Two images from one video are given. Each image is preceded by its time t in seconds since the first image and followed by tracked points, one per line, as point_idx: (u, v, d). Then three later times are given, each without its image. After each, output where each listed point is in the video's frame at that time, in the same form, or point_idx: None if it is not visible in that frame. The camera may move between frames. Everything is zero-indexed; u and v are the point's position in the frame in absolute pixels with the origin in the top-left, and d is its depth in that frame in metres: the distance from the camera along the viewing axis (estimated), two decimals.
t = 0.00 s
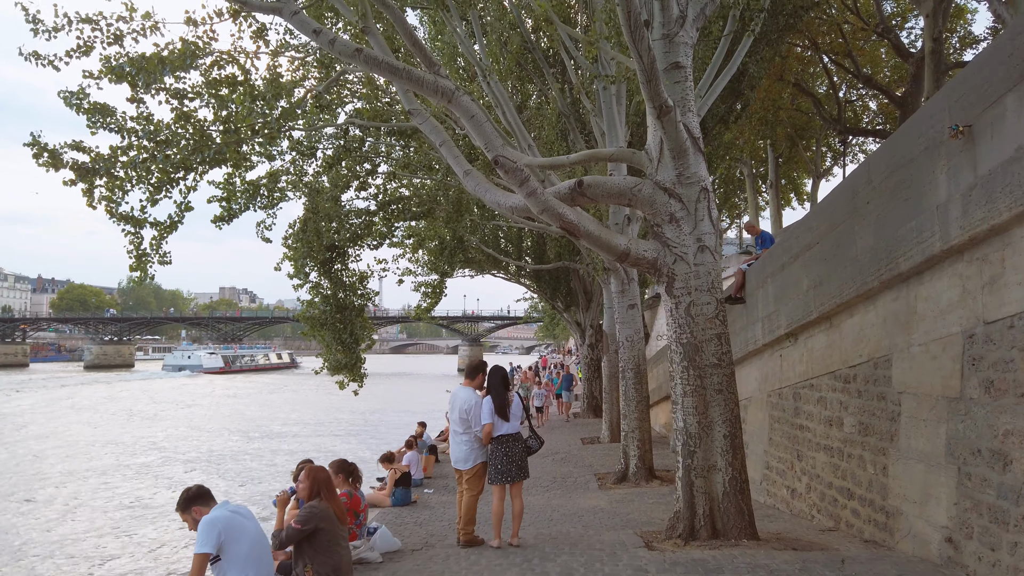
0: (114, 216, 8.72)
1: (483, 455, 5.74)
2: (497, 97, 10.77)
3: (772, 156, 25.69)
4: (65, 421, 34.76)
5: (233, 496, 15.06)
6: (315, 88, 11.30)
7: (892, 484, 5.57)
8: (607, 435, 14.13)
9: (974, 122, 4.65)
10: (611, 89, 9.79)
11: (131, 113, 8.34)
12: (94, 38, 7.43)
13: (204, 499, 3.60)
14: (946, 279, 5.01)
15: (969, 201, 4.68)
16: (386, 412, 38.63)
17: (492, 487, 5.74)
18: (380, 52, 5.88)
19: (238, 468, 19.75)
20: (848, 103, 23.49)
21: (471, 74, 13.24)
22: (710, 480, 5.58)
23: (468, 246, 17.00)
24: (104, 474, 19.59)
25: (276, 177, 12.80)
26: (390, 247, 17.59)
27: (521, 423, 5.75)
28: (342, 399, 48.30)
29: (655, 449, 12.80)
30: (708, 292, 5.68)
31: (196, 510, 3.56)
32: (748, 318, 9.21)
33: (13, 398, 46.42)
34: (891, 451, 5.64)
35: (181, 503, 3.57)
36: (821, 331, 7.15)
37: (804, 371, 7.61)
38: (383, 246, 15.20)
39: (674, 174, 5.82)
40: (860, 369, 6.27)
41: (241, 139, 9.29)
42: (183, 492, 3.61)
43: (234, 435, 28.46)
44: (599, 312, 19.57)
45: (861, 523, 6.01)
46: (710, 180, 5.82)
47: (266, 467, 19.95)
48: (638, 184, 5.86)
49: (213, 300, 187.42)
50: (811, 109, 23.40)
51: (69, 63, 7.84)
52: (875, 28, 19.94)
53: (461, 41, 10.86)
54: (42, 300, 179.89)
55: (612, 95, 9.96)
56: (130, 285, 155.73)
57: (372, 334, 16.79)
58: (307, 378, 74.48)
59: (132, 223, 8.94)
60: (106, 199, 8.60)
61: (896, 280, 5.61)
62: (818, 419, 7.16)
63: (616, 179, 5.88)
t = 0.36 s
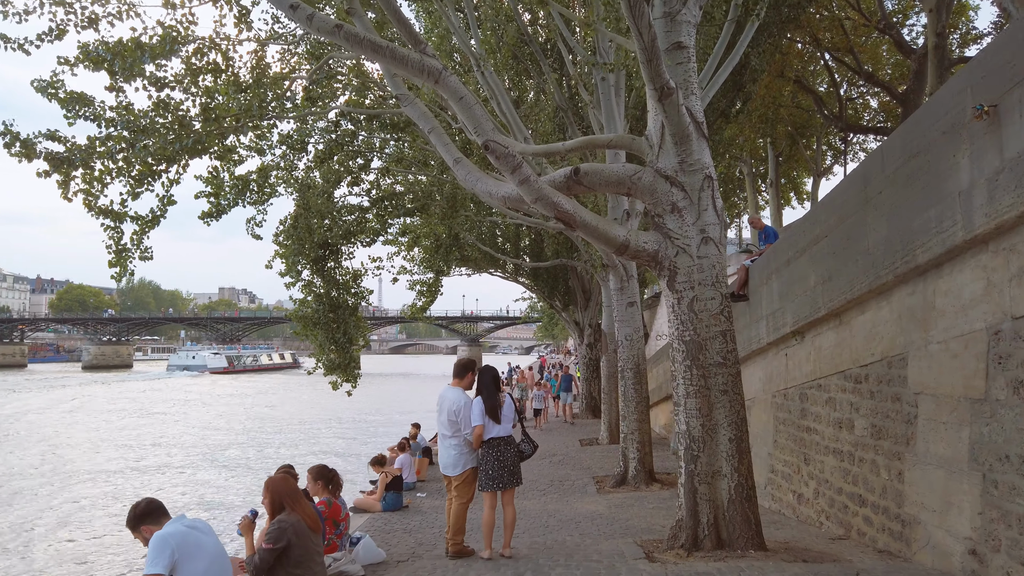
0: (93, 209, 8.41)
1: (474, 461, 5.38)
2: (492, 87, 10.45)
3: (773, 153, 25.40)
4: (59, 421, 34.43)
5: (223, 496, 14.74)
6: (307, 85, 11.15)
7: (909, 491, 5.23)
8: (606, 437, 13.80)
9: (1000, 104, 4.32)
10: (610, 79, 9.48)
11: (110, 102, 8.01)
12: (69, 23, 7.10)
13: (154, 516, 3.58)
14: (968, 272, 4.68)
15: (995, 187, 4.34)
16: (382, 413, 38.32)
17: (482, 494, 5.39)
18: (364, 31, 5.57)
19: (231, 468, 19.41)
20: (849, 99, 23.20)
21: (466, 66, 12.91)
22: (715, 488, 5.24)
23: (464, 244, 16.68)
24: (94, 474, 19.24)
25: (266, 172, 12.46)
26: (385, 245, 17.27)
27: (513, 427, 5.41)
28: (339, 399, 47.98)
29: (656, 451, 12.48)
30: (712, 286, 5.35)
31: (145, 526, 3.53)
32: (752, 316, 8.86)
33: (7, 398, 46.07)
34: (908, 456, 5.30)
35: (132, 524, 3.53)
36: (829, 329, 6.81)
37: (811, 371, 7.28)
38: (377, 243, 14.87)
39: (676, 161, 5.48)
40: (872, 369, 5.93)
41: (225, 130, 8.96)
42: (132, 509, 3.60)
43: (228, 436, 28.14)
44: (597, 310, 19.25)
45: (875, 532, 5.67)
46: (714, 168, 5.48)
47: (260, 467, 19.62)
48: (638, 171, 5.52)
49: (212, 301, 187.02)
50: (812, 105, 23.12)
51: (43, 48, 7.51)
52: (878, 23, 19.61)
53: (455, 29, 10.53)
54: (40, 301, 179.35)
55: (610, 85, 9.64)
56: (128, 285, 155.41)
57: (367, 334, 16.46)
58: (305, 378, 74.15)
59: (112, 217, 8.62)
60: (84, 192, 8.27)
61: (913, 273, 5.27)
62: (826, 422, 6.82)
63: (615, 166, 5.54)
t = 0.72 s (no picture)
0: (73, 205, 8.07)
1: (466, 471, 5.05)
2: (489, 79, 10.12)
3: (775, 150, 25.06)
4: (54, 421, 34.08)
5: (215, 499, 14.40)
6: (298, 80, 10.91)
7: (932, 504, 4.90)
8: (606, 440, 13.47)
9: None
10: (610, 71, 9.15)
11: (88, 92, 7.68)
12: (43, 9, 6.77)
13: (111, 537, 3.26)
14: (1000, 270, 4.35)
15: None
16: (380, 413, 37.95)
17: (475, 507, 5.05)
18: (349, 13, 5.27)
19: (224, 469, 19.07)
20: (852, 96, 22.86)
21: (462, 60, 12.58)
22: (724, 500, 4.91)
23: (461, 242, 16.35)
24: (84, 476, 18.88)
25: (257, 168, 12.12)
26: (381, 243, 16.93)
27: (508, 435, 5.07)
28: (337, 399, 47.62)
29: (658, 455, 12.14)
30: (722, 285, 5.01)
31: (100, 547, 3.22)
32: (760, 316, 8.53)
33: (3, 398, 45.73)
34: (930, 466, 4.97)
35: (90, 546, 3.24)
36: (843, 330, 6.48)
37: (822, 374, 6.95)
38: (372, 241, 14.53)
39: (682, 152, 5.14)
40: (890, 373, 5.60)
41: (211, 124, 8.63)
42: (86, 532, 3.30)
43: (223, 436, 27.80)
44: (597, 310, 18.91)
45: (894, 546, 5.34)
46: (723, 160, 5.15)
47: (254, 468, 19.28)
48: (642, 163, 5.20)
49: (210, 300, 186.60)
50: (814, 103, 22.79)
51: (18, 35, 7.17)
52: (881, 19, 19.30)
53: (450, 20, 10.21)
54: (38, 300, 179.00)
55: (611, 77, 9.31)
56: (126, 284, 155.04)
57: (362, 334, 16.12)
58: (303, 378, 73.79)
59: (92, 213, 8.29)
60: (63, 187, 7.94)
61: (936, 271, 4.95)
62: (839, 428, 6.49)
63: (617, 158, 5.21)
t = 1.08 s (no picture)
0: (52, 196, 7.71)
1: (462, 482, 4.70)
2: (488, 69, 9.76)
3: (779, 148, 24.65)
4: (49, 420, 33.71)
5: (207, 501, 14.02)
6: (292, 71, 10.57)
7: (966, 517, 4.55)
8: (609, 442, 13.08)
9: None
10: (616, 59, 8.78)
11: (68, 78, 7.32)
12: None
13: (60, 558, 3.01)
14: None
15: None
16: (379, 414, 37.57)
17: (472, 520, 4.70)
18: None
19: (218, 470, 18.70)
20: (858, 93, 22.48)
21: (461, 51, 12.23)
22: (741, 514, 4.55)
23: (460, 239, 15.98)
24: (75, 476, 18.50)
25: (250, 162, 11.76)
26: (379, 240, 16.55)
27: (508, 442, 4.72)
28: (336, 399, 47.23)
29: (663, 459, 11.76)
30: (739, 281, 4.65)
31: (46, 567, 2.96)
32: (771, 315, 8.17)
33: None
34: (963, 476, 4.62)
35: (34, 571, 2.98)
36: (863, 329, 6.11)
37: (839, 376, 6.59)
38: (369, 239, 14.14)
39: (696, 137, 4.78)
40: (916, 376, 5.24)
41: (199, 113, 8.28)
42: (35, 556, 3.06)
43: (219, 436, 27.44)
44: (599, 310, 18.54)
45: (922, 562, 4.99)
46: (739, 146, 4.80)
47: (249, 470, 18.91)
48: (653, 150, 4.84)
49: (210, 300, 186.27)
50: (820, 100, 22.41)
51: None
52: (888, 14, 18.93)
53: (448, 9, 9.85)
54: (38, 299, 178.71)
55: (617, 66, 8.93)
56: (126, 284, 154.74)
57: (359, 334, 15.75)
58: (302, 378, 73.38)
59: (74, 206, 7.93)
60: (42, 178, 7.59)
61: (970, 266, 4.59)
62: (859, 433, 6.12)
63: (626, 144, 4.86)
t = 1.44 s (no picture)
0: (31, 188, 7.41)
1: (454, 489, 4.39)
2: (485, 58, 9.45)
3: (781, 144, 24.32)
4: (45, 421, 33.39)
5: (199, 502, 13.71)
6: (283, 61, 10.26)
7: (996, 526, 4.24)
8: (609, 443, 12.77)
9: None
10: (617, 46, 8.46)
11: (46, 64, 7.01)
12: None
13: None
14: None
15: None
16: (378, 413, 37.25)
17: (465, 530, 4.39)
18: None
19: (212, 470, 18.38)
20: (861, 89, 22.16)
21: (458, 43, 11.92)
22: (755, 522, 4.24)
23: (457, 236, 15.67)
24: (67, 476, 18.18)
25: (241, 156, 11.45)
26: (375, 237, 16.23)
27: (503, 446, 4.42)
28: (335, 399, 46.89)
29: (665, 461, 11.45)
30: (752, 273, 4.34)
31: None
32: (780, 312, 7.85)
33: None
34: (992, 482, 4.31)
35: None
36: (880, 325, 5.80)
37: (853, 374, 6.27)
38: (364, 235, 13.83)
39: (706, 119, 4.46)
40: (939, 375, 4.93)
41: (185, 103, 7.98)
42: None
43: (215, 436, 27.12)
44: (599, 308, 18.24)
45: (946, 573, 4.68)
46: (752, 128, 4.48)
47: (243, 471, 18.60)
48: (659, 133, 4.52)
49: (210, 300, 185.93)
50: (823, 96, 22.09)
51: None
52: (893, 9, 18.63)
53: None
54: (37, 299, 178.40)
55: (618, 54, 8.61)
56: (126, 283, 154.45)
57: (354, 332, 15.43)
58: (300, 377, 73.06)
59: (55, 198, 7.62)
60: (20, 170, 7.27)
61: (1001, 257, 4.27)
62: (875, 435, 5.81)
63: (630, 127, 4.54)
